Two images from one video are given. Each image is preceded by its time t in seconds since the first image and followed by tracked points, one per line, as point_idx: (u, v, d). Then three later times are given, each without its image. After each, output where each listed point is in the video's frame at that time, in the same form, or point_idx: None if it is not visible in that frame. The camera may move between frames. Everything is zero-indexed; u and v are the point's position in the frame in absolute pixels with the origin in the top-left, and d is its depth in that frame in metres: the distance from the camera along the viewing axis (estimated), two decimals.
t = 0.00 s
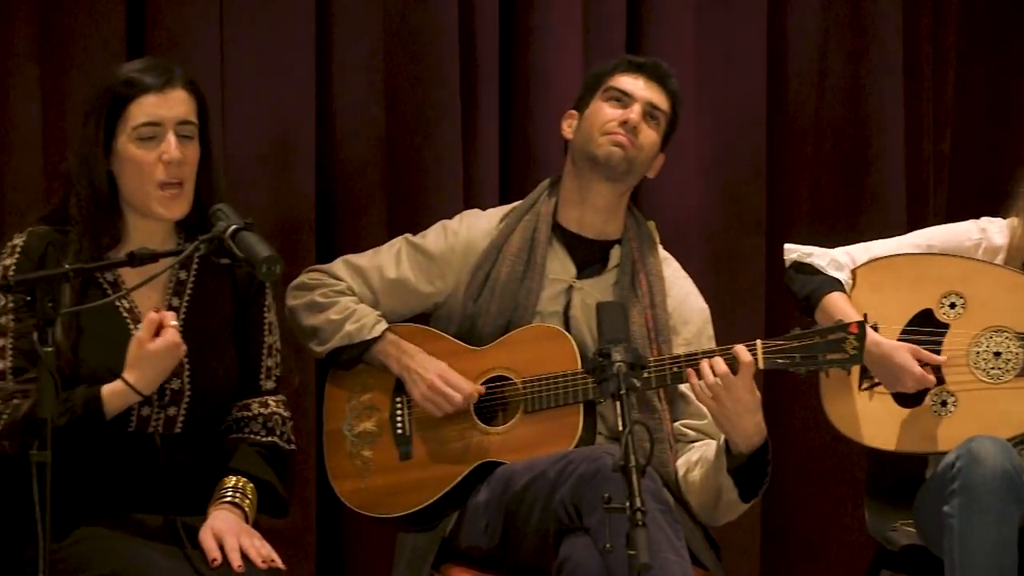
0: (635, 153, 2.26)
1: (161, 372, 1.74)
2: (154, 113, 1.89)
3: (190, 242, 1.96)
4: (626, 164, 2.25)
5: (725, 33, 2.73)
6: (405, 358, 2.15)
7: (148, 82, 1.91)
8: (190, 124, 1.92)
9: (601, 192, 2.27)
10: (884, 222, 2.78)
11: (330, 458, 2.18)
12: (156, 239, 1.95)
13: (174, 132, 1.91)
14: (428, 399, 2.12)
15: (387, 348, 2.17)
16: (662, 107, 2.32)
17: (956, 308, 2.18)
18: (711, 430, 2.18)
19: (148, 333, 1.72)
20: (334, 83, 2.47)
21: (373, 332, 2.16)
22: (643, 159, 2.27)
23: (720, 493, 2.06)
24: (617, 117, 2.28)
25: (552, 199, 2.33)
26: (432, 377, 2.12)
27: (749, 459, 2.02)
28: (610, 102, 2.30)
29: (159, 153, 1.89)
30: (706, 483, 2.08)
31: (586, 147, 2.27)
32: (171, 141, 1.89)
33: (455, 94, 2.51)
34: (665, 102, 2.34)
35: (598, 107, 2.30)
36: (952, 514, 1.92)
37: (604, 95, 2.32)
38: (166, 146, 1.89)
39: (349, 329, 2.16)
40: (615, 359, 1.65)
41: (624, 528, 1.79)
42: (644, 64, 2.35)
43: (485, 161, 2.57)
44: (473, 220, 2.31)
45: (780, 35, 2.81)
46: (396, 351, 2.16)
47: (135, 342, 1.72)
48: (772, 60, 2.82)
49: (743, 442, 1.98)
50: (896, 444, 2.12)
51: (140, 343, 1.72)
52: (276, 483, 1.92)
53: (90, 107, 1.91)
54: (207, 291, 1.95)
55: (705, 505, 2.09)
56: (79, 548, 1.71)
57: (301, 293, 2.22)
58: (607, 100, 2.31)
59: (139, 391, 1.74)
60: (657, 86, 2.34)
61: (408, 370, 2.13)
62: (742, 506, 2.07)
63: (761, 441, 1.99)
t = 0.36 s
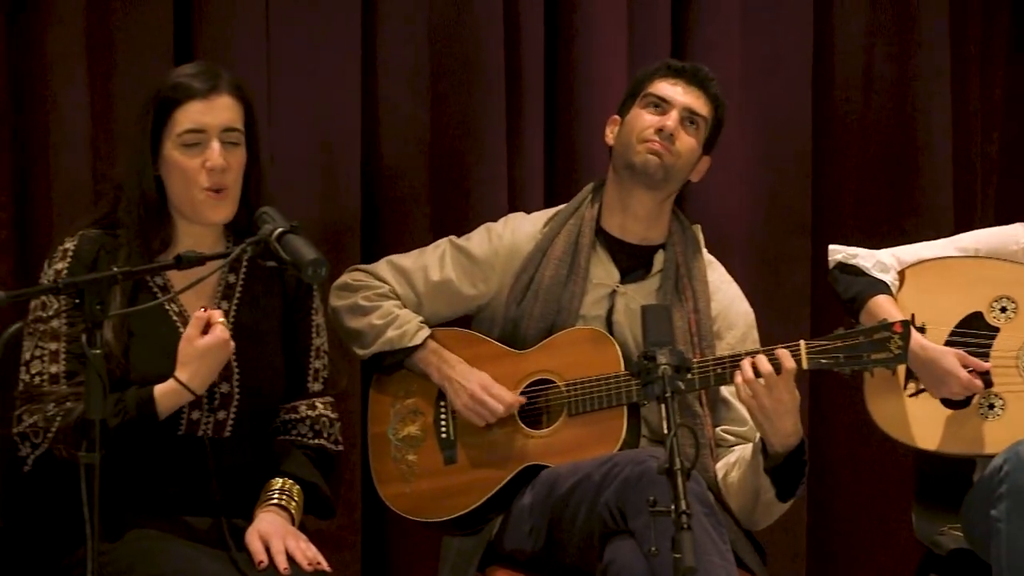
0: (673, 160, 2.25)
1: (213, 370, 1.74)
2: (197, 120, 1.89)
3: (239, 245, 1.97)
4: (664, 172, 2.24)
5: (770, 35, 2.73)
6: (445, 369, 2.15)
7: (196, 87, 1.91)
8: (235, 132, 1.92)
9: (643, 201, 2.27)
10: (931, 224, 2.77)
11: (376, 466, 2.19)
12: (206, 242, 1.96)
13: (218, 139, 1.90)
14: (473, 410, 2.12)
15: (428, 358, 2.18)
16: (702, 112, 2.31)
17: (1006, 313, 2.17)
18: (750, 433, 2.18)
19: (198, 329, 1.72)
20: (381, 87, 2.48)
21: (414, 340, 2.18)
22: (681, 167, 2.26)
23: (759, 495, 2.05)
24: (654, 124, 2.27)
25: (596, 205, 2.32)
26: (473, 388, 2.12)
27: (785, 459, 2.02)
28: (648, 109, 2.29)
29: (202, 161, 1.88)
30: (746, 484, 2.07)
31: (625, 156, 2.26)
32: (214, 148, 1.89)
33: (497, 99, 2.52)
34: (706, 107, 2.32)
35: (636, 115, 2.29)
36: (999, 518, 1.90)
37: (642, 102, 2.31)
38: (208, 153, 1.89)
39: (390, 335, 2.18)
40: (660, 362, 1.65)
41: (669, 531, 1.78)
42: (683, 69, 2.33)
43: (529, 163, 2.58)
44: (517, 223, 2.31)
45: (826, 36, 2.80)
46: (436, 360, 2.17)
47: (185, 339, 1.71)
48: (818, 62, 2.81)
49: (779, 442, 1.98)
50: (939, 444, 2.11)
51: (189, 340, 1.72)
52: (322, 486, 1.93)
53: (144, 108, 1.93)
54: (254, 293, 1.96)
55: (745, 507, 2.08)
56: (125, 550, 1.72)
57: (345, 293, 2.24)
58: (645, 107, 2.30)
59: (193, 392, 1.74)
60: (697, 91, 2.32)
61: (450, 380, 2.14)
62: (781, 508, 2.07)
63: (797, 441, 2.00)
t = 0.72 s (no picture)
0: (710, 169, 2.24)
1: (269, 381, 1.74)
2: (253, 126, 1.90)
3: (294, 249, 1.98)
4: (702, 182, 2.23)
5: (824, 37, 2.72)
6: (496, 373, 2.16)
7: (253, 95, 1.93)
8: (290, 139, 1.93)
9: (687, 209, 2.27)
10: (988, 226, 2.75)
11: (429, 470, 2.20)
12: (261, 248, 1.98)
13: (275, 146, 1.92)
14: (525, 411, 2.12)
15: (478, 361, 2.18)
16: (737, 115, 2.29)
17: None
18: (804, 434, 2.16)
19: (255, 339, 1.72)
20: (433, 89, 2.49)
21: (464, 344, 2.18)
22: (719, 174, 2.25)
23: (817, 496, 2.04)
24: (686, 134, 2.26)
25: (644, 212, 2.31)
26: (524, 389, 2.12)
27: (843, 459, 2.01)
28: (682, 118, 2.28)
29: (255, 166, 1.90)
30: (802, 486, 2.05)
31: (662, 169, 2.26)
32: (269, 155, 1.91)
33: (550, 100, 2.52)
34: (741, 109, 2.30)
35: (670, 125, 2.28)
36: None
37: (676, 111, 2.30)
38: (263, 159, 1.90)
39: (440, 340, 2.18)
40: (714, 365, 1.63)
41: (723, 534, 1.78)
42: (714, 72, 2.31)
43: (582, 166, 2.58)
44: (569, 228, 2.32)
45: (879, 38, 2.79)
46: (486, 364, 2.17)
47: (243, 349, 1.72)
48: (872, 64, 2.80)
49: (836, 443, 1.98)
50: (1003, 448, 2.10)
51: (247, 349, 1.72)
52: (377, 491, 1.94)
53: (202, 114, 1.94)
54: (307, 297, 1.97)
55: (802, 509, 2.07)
56: (180, 552, 1.72)
57: (397, 295, 2.25)
58: (679, 116, 2.29)
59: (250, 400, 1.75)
60: (730, 95, 2.30)
61: (501, 384, 2.14)
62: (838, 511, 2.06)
63: (855, 442, 1.99)
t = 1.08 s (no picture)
0: (748, 173, 2.22)
1: (322, 365, 1.74)
2: (324, 130, 1.90)
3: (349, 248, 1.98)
4: (740, 187, 2.22)
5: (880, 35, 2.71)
6: (547, 379, 2.16)
7: (317, 103, 1.91)
8: (359, 137, 1.93)
9: (735, 213, 2.26)
10: None
11: (484, 470, 2.21)
12: (320, 248, 1.98)
13: (345, 145, 1.91)
14: (574, 422, 2.13)
15: (529, 367, 2.19)
16: (774, 114, 2.25)
17: None
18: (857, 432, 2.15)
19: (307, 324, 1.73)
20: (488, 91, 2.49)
21: (516, 350, 2.19)
22: (759, 176, 2.23)
23: (873, 495, 2.03)
24: (721, 139, 2.24)
25: (694, 215, 2.29)
26: (574, 399, 2.12)
27: (898, 457, 2.00)
28: (719, 123, 2.26)
29: (329, 171, 1.90)
30: (859, 487, 2.05)
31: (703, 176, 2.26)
32: (341, 158, 1.91)
33: (604, 103, 2.52)
34: (780, 107, 2.26)
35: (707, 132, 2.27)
36: None
37: (714, 116, 2.28)
38: (336, 164, 1.90)
39: (492, 345, 2.19)
40: (770, 365, 1.62)
41: (779, 535, 1.77)
42: (747, 73, 2.27)
43: (637, 165, 2.58)
44: (620, 230, 2.30)
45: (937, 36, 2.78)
46: (537, 369, 2.18)
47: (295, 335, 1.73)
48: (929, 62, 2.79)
49: (891, 443, 1.98)
50: None
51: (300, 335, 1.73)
52: (434, 488, 1.94)
53: (262, 117, 1.92)
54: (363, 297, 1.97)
55: (858, 509, 2.06)
56: (234, 553, 1.73)
57: (450, 301, 2.25)
58: (716, 121, 2.27)
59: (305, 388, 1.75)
60: (764, 94, 2.26)
61: (551, 391, 2.15)
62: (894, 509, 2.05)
63: (909, 440, 1.98)
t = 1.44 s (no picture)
0: (782, 173, 2.21)
1: (382, 384, 1.72)
2: (376, 150, 1.89)
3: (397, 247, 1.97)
4: (775, 187, 2.21)
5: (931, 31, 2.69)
6: (595, 378, 2.15)
7: (373, 119, 1.90)
8: (409, 152, 1.93)
9: (776, 213, 2.24)
10: None
11: (533, 473, 2.21)
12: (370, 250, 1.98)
13: (396, 164, 1.91)
14: (624, 419, 2.11)
15: (578, 366, 2.18)
16: (807, 112, 2.24)
17: None
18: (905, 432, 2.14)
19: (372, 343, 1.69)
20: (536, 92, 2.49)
21: (563, 350, 2.18)
22: (795, 175, 2.21)
23: (923, 493, 2.02)
24: (754, 141, 2.23)
25: (739, 213, 2.26)
26: (624, 396, 2.12)
27: (949, 453, 1.99)
28: (755, 126, 2.26)
29: (381, 189, 1.90)
30: (910, 482, 2.03)
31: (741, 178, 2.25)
32: (393, 177, 1.91)
33: (651, 103, 2.51)
34: (813, 105, 2.24)
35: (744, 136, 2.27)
36: None
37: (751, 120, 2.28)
38: (388, 182, 1.90)
39: (540, 346, 2.19)
40: (820, 364, 1.61)
41: (830, 534, 1.76)
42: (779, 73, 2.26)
43: (686, 163, 2.57)
44: (665, 230, 2.30)
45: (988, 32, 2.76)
46: (586, 369, 2.17)
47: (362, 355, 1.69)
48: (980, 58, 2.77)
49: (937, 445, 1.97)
50: None
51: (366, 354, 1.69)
52: (479, 488, 1.94)
53: (314, 124, 1.92)
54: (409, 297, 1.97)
55: (909, 506, 2.05)
56: (281, 551, 1.74)
57: (496, 305, 2.26)
58: (752, 124, 2.27)
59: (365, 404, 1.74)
60: (796, 93, 2.25)
61: (601, 389, 2.13)
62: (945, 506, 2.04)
63: (959, 437, 1.96)
